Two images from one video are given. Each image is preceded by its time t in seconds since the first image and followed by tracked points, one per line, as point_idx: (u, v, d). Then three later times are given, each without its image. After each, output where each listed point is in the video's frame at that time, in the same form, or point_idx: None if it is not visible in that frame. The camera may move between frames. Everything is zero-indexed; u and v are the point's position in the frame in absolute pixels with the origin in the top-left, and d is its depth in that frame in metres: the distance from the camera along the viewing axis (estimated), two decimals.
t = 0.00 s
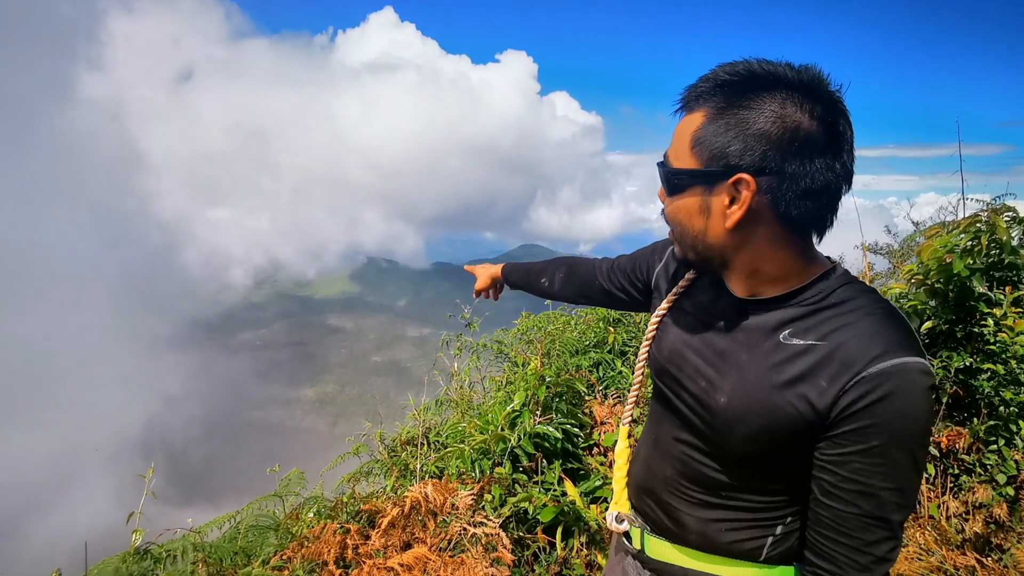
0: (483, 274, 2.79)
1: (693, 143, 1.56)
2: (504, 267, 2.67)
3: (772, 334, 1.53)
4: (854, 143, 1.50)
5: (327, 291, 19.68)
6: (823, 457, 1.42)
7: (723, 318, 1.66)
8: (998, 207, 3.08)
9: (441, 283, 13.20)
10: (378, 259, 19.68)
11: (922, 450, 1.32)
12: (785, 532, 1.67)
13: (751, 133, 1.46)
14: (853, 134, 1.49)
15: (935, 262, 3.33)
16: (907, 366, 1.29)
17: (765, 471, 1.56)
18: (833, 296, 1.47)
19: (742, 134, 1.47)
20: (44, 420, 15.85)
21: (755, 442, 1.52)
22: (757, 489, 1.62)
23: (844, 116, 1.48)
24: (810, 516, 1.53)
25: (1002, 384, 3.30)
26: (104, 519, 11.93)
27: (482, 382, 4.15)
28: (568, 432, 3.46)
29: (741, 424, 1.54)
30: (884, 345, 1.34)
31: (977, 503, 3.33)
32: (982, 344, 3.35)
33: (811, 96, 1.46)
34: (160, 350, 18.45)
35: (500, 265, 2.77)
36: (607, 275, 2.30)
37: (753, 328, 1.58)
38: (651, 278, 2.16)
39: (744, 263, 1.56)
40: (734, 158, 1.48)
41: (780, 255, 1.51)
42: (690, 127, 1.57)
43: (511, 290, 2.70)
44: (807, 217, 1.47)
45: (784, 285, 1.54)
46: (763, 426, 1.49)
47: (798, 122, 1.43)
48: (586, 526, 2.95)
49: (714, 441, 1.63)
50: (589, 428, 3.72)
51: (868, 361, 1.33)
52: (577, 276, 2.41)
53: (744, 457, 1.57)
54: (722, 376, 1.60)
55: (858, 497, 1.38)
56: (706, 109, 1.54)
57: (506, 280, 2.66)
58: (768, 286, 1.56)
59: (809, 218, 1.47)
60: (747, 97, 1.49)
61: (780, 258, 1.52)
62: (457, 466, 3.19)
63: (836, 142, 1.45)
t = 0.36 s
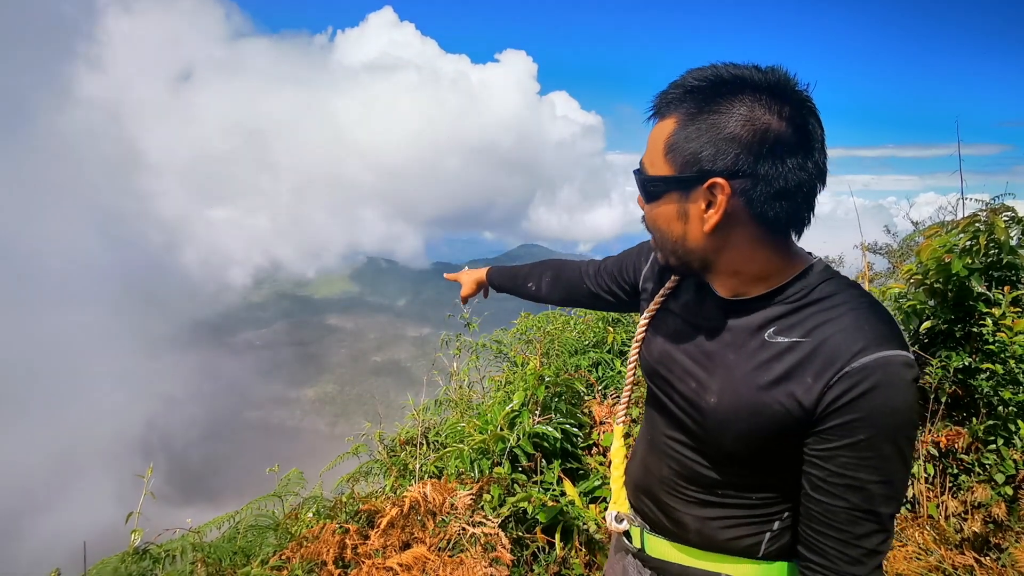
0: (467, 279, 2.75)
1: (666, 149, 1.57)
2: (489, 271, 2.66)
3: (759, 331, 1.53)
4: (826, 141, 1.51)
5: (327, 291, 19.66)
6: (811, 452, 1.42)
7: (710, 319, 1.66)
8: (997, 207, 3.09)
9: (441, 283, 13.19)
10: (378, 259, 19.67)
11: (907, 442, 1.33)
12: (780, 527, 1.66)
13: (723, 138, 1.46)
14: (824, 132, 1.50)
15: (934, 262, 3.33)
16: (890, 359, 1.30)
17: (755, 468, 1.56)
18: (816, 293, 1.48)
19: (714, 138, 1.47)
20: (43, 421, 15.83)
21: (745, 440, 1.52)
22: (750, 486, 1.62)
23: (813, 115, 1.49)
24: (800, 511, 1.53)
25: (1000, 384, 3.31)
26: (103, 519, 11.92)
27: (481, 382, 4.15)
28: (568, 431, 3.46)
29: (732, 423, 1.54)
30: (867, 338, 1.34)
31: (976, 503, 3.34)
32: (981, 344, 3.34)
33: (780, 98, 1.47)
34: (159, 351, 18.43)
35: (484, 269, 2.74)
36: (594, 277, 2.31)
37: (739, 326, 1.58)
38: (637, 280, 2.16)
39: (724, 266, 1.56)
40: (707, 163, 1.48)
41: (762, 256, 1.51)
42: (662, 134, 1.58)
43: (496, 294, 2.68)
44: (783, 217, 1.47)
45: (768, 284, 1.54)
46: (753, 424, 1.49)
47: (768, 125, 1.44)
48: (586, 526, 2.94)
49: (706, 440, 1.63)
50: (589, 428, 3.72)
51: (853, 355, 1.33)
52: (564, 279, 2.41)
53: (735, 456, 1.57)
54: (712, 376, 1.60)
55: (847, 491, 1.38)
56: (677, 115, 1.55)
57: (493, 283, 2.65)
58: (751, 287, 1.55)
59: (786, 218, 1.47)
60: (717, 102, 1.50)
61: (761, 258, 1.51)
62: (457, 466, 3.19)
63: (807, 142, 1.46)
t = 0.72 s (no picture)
0: (457, 283, 2.76)
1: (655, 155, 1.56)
2: (480, 274, 2.65)
3: (750, 332, 1.54)
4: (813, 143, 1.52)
5: (327, 291, 19.64)
6: (803, 452, 1.43)
7: (702, 321, 1.67)
8: (996, 207, 3.09)
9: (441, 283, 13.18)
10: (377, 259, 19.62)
11: (898, 442, 1.33)
12: (774, 528, 1.66)
13: (711, 143, 1.46)
14: (810, 134, 1.50)
15: (933, 262, 3.33)
16: (881, 360, 1.30)
17: (749, 468, 1.56)
18: (806, 293, 1.48)
19: (704, 143, 1.47)
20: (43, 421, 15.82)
21: (739, 442, 1.52)
22: (743, 487, 1.62)
23: (800, 117, 1.49)
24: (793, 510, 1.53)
25: (999, 384, 3.31)
26: (103, 520, 11.91)
27: (481, 382, 4.15)
28: (567, 432, 3.46)
29: (725, 424, 1.53)
30: (858, 338, 1.34)
31: (975, 503, 3.34)
32: (981, 344, 3.35)
33: (766, 102, 1.48)
34: (159, 351, 18.40)
35: (475, 271, 2.74)
36: (585, 280, 2.31)
37: (732, 327, 1.58)
38: (628, 282, 2.17)
39: (716, 270, 1.56)
40: (698, 167, 1.48)
41: (751, 260, 1.51)
42: (651, 139, 1.57)
43: (487, 297, 2.68)
44: (773, 221, 1.47)
45: (757, 288, 1.54)
46: (746, 425, 1.49)
47: (757, 129, 1.44)
48: (585, 527, 2.94)
49: (701, 442, 1.63)
50: (588, 428, 3.72)
51: (843, 356, 1.34)
52: (555, 282, 2.41)
53: (730, 457, 1.57)
54: (705, 378, 1.60)
55: (840, 490, 1.39)
56: (665, 120, 1.54)
57: (483, 286, 2.65)
58: (742, 289, 1.55)
59: (776, 222, 1.48)
60: (705, 106, 1.49)
61: (751, 262, 1.51)
62: (457, 467, 3.19)
63: (795, 144, 1.46)
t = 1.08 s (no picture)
0: (454, 292, 2.79)
1: (718, 144, 1.48)
2: (477, 284, 2.67)
3: (749, 322, 1.55)
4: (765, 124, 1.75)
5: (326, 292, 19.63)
6: (797, 435, 1.43)
7: (702, 314, 1.67)
8: (995, 207, 3.09)
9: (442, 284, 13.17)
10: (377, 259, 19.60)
11: (894, 429, 1.34)
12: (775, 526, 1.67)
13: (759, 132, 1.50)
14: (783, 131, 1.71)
15: (933, 262, 3.34)
16: (878, 343, 1.31)
17: (751, 461, 1.56)
18: (801, 283, 1.49)
19: (753, 140, 1.49)
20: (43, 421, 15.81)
21: (740, 434, 1.52)
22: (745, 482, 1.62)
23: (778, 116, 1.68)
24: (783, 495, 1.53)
25: (999, 384, 3.30)
26: (102, 521, 11.90)
27: (481, 383, 4.15)
28: (568, 432, 3.46)
29: (725, 416, 1.53)
30: (854, 322, 1.36)
31: (976, 503, 3.34)
32: (980, 344, 3.36)
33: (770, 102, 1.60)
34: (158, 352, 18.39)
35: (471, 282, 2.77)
36: (582, 286, 2.32)
37: (731, 319, 1.59)
38: (624, 285, 2.18)
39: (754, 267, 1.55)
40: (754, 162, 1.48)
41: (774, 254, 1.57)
42: (700, 131, 1.49)
43: (484, 306, 2.70)
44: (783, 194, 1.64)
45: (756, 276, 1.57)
46: (746, 418, 1.49)
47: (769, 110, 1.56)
48: (586, 528, 2.93)
49: (703, 438, 1.62)
50: (589, 429, 3.72)
51: (841, 338, 1.35)
52: (553, 289, 2.43)
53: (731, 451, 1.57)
54: (705, 371, 1.60)
55: (829, 474, 1.39)
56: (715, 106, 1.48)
57: (481, 296, 2.66)
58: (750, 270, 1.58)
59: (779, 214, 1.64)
60: (738, 90, 1.52)
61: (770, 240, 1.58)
62: (457, 467, 3.19)
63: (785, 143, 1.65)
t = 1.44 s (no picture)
0: (460, 294, 2.83)
1: (696, 140, 1.49)
2: (483, 286, 2.70)
3: (743, 322, 1.55)
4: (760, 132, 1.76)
5: (326, 292, 19.64)
6: (792, 434, 1.42)
7: (699, 316, 1.67)
8: (996, 207, 3.09)
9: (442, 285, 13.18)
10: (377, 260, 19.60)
11: (887, 426, 1.32)
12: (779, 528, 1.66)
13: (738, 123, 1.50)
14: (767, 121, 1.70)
15: (934, 262, 3.34)
16: (868, 339, 1.30)
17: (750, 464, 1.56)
18: (796, 280, 1.49)
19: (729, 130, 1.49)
20: (42, 422, 15.81)
21: (739, 436, 1.51)
22: (747, 485, 1.62)
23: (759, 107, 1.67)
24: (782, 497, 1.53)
25: (1000, 384, 3.30)
26: (102, 521, 11.90)
27: (482, 383, 4.15)
28: (569, 433, 3.46)
29: (720, 418, 1.54)
30: (846, 318, 1.35)
31: (977, 503, 3.34)
32: (981, 344, 3.36)
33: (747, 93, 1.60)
34: (157, 353, 18.38)
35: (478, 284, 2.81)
36: (585, 288, 2.33)
37: (729, 320, 1.59)
38: (626, 288, 2.18)
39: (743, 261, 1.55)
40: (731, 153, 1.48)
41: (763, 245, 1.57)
42: (676, 128, 1.51)
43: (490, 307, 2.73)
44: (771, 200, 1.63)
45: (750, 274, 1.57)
46: (743, 419, 1.49)
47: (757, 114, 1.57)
48: (587, 528, 2.92)
49: (705, 442, 1.62)
50: (590, 429, 3.72)
51: (832, 335, 1.34)
52: (557, 290, 2.44)
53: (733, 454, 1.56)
54: (703, 373, 1.60)
55: (822, 473, 1.38)
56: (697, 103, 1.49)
57: (487, 298, 2.69)
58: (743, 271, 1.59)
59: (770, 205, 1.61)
60: (726, 90, 1.52)
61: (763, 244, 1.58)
62: (458, 468, 3.19)
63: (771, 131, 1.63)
